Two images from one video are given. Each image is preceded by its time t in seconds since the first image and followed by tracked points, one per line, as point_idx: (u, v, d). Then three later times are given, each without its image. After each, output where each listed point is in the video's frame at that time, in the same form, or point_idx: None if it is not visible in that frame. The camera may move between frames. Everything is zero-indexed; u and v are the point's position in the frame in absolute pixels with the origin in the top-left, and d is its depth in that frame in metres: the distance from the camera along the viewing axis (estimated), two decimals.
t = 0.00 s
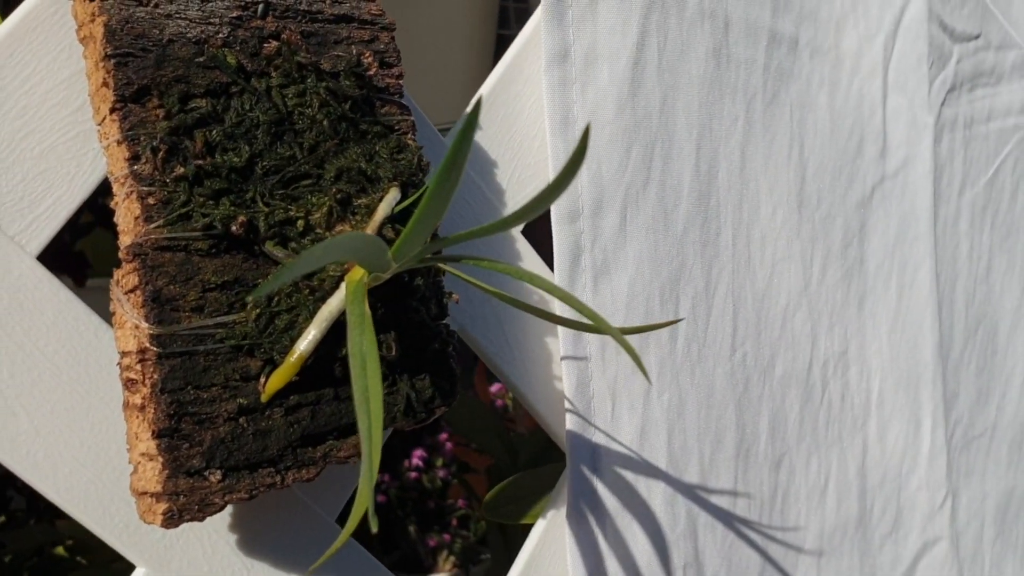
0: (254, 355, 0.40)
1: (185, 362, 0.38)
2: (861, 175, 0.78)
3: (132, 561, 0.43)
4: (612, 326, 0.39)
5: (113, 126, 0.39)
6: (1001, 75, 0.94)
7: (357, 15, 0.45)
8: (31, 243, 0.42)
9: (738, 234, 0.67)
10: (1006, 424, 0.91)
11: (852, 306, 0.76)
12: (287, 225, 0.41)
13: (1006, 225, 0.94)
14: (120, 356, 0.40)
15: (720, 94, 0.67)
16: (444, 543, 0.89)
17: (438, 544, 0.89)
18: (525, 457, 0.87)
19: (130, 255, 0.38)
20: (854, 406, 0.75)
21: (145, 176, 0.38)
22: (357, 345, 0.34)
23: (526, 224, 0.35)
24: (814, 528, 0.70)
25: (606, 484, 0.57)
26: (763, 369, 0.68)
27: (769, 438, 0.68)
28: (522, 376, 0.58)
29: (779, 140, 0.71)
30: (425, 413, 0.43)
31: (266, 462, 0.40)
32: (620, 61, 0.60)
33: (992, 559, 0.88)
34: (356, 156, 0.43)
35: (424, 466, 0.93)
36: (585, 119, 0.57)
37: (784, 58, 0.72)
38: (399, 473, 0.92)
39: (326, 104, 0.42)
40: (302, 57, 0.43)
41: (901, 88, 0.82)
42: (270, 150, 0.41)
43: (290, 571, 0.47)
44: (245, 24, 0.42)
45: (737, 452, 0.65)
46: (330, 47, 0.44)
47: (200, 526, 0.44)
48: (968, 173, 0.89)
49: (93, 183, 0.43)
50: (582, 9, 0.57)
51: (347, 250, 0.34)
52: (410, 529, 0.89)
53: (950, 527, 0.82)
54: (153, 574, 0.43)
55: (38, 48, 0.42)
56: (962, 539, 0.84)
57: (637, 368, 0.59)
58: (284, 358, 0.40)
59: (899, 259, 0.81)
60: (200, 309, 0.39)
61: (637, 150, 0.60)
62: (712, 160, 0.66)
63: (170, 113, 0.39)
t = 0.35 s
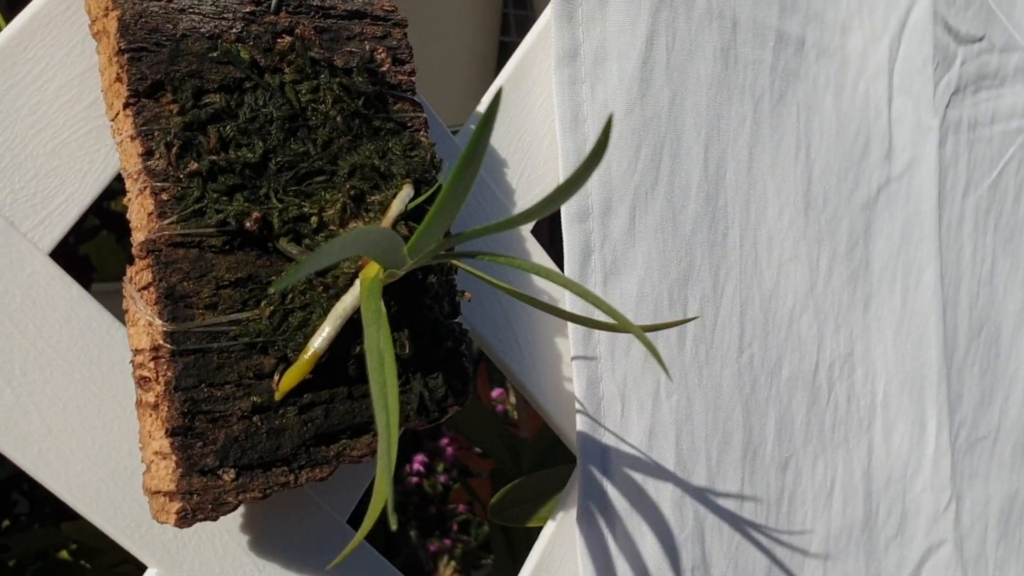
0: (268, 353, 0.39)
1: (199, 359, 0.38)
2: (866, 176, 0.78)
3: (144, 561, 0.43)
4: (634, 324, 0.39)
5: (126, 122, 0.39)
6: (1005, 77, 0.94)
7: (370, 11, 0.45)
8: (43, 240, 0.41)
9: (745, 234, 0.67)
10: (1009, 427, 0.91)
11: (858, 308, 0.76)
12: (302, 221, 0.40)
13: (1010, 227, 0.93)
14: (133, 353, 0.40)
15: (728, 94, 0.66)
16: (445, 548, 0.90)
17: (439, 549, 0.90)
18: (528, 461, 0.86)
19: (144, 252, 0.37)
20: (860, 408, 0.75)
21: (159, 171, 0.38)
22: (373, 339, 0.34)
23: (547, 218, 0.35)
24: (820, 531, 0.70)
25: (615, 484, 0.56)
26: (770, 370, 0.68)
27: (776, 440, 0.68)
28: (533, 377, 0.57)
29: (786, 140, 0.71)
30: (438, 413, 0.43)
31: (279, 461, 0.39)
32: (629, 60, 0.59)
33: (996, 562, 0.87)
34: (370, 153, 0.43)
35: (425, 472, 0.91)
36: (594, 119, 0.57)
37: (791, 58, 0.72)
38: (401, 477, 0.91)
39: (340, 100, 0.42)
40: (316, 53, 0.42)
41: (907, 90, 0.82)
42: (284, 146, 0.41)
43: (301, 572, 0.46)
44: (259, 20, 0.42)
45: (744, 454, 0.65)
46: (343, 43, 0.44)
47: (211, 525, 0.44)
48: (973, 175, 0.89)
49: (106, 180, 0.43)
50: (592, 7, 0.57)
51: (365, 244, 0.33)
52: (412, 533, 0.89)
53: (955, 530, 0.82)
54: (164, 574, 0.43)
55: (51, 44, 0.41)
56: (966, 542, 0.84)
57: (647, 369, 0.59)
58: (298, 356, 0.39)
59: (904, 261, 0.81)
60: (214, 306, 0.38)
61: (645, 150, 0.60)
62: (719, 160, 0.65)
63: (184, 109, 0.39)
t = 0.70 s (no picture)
0: (277, 350, 0.39)
1: (208, 356, 0.37)
2: (872, 176, 0.78)
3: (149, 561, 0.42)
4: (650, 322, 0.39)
5: (135, 116, 0.38)
6: (1008, 77, 0.94)
7: (378, 7, 0.45)
8: (50, 235, 0.41)
9: (754, 232, 0.67)
10: (1013, 429, 0.91)
11: (864, 307, 0.76)
12: (312, 218, 0.40)
13: (1014, 228, 0.93)
14: (140, 350, 0.39)
15: (736, 92, 0.67)
16: (437, 550, 0.90)
17: (431, 551, 0.90)
18: (526, 465, 0.86)
19: (152, 248, 0.37)
20: (866, 409, 0.75)
21: (168, 167, 0.38)
22: (388, 338, 0.34)
23: (563, 214, 0.34)
24: (828, 533, 0.70)
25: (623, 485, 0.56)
26: (779, 370, 0.68)
27: (785, 442, 0.68)
28: (538, 376, 0.57)
29: (794, 139, 0.71)
30: (447, 411, 0.42)
31: (288, 459, 0.39)
32: (638, 58, 0.59)
33: (1000, 564, 0.87)
34: (379, 150, 0.42)
35: (417, 473, 0.91)
36: (603, 116, 0.57)
37: (799, 56, 0.72)
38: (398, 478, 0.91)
39: (349, 96, 0.42)
40: (326, 48, 0.42)
41: (912, 89, 0.82)
42: (294, 142, 0.40)
43: (307, 572, 0.46)
44: (268, 15, 0.41)
45: (753, 454, 0.65)
46: (352, 39, 0.43)
47: (216, 524, 0.43)
48: (977, 175, 0.89)
49: (113, 176, 0.42)
50: (600, 4, 0.57)
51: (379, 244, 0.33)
52: (404, 537, 0.88)
53: (961, 532, 0.82)
54: (170, 574, 0.42)
55: (59, 37, 0.41)
56: (971, 544, 0.83)
57: (654, 369, 0.59)
58: (308, 353, 0.39)
59: (910, 262, 0.81)
60: (223, 303, 0.38)
61: (653, 148, 0.60)
62: (727, 158, 0.65)
63: (194, 104, 0.39)
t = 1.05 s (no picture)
0: (278, 346, 0.39)
1: (208, 352, 0.37)
2: (876, 176, 0.77)
3: (149, 557, 0.42)
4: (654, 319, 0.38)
5: (136, 111, 0.38)
6: (1012, 78, 0.93)
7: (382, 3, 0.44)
8: (50, 230, 0.41)
9: (761, 233, 0.67)
10: (1015, 429, 0.90)
11: (867, 307, 0.75)
12: (313, 213, 0.40)
13: (1017, 229, 0.93)
14: (140, 346, 0.39)
15: (744, 91, 0.66)
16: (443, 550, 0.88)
17: (436, 550, 0.88)
18: (529, 463, 0.85)
19: (153, 243, 0.37)
20: (869, 408, 0.75)
21: (169, 162, 0.38)
22: (388, 334, 0.34)
23: (564, 208, 0.34)
24: (832, 533, 0.69)
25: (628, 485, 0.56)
26: (785, 371, 0.68)
27: (791, 442, 0.68)
28: (541, 375, 0.57)
29: (801, 139, 0.71)
30: (448, 409, 0.42)
31: (288, 456, 0.39)
32: (644, 55, 0.59)
33: (1000, 564, 0.87)
34: (381, 145, 0.42)
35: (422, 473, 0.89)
36: (608, 114, 0.56)
37: (805, 55, 0.72)
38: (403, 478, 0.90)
39: (352, 91, 0.42)
40: (328, 44, 0.42)
41: (916, 89, 0.82)
42: (295, 138, 0.40)
43: (306, 570, 0.46)
44: (270, 10, 0.41)
45: (761, 454, 0.65)
46: (354, 34, 0.43)
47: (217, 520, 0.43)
48: (980, 176, 0.89)
49: (114, 171, 0.42)
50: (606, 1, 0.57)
51: (380, 237, 0.33)
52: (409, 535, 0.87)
53: (961, 532, 0.82)
54: (169, 569, 0.42)
55: (61, 32, 0.41)
56: (971, 545, 0.83)
57: (660, 369, 0.58)
58: (309, 349, 0.39)
59: (912, 263, 0.80)
60: (223, 299, 0.38)
61: (660, 147, 0.60)
62: (735, 156, 0.65)
63: (195, 98, 0.38)
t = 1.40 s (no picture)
0: (275, 341, 0.39)
1: (205, 347, 0.37)
2: (879, 176, 0.77)
3: (148, 555, 0.42)
4: (656, 312, 0.38)
5: (132, 106, 0.38)
6: (1009, 79, 0.93)
7: None
8: (47, 226, 0.41)
9: (768, 232, 0.67)
10: (1014, 430, 0.90)
11: (872, 307, 0.75)
12: (309, 208, 0.40)
13: (1014, 230, 0.93)
14: (137, 342, 0.39)
15: (749, 90, 0.66)
16: (444, 557, 0.88)
17: (436, 557, 0.88)
18: (529, 466, 0.85)
19: (149, 238, 0.37)
20: (875, 408, 0.75)
21: (165, 157, 0.38)
22: (385, 325, 0.34)
23: (563, 198, 0.34)
24: (837, 532, 0.69)
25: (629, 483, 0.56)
26: (790, 371, 0.68)
27: (796, 442, 0.67)
28: (540, 373, 0.57)
29: (807, 139, 0.71)
30: (447, 404, 0.42)
31: (286, 451, 0.39)
32: (645, 54, 0.59)
33: (1000, 563, 0.86)
34: (378, 140, 0.42)
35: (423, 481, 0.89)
36: (608, 112, 0.56)
37: (811, 54, 0.72)
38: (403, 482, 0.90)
39: (348, 86, 0.42)
40: (324, 38, 0.42)
41: (919, 88, 0.82)
42: (292, 132, 0.40)
43: (306, 569, 0.46)
44: (266, 5, 0.41)
45: (765, 453, 0.65)
46: (351, 30, 0.43)
47: (216, 517, 0.43)
48: (979, 176, 0.89)
49: (110, 168, 0.42)
50: None
51: (376, 226, 0.32)
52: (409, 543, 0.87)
53: (964, 532, 0.81)
54: (168, 567, 0.42)
55: (56, 28, 0.41)
56: (973, 545, 0.83)
57: (661, 368, 0.58)
58: (306, 344, 0.39)
59: (915, 264, 0.80)
60: (220, 293, 0.38)
61: (662, 146, 0.60)
62: (741, 154, 0.65)
63: (191, 93, 0.38)
